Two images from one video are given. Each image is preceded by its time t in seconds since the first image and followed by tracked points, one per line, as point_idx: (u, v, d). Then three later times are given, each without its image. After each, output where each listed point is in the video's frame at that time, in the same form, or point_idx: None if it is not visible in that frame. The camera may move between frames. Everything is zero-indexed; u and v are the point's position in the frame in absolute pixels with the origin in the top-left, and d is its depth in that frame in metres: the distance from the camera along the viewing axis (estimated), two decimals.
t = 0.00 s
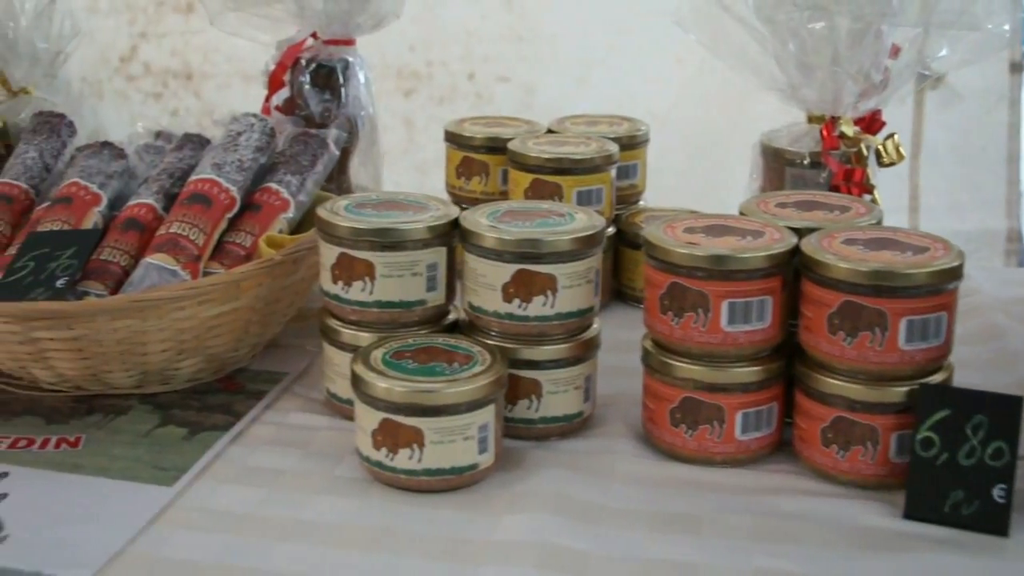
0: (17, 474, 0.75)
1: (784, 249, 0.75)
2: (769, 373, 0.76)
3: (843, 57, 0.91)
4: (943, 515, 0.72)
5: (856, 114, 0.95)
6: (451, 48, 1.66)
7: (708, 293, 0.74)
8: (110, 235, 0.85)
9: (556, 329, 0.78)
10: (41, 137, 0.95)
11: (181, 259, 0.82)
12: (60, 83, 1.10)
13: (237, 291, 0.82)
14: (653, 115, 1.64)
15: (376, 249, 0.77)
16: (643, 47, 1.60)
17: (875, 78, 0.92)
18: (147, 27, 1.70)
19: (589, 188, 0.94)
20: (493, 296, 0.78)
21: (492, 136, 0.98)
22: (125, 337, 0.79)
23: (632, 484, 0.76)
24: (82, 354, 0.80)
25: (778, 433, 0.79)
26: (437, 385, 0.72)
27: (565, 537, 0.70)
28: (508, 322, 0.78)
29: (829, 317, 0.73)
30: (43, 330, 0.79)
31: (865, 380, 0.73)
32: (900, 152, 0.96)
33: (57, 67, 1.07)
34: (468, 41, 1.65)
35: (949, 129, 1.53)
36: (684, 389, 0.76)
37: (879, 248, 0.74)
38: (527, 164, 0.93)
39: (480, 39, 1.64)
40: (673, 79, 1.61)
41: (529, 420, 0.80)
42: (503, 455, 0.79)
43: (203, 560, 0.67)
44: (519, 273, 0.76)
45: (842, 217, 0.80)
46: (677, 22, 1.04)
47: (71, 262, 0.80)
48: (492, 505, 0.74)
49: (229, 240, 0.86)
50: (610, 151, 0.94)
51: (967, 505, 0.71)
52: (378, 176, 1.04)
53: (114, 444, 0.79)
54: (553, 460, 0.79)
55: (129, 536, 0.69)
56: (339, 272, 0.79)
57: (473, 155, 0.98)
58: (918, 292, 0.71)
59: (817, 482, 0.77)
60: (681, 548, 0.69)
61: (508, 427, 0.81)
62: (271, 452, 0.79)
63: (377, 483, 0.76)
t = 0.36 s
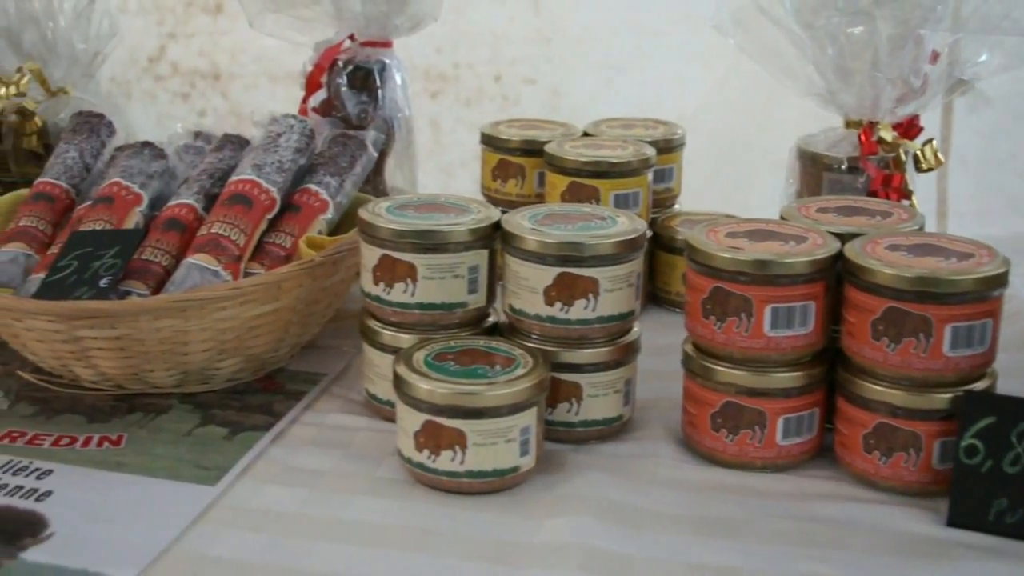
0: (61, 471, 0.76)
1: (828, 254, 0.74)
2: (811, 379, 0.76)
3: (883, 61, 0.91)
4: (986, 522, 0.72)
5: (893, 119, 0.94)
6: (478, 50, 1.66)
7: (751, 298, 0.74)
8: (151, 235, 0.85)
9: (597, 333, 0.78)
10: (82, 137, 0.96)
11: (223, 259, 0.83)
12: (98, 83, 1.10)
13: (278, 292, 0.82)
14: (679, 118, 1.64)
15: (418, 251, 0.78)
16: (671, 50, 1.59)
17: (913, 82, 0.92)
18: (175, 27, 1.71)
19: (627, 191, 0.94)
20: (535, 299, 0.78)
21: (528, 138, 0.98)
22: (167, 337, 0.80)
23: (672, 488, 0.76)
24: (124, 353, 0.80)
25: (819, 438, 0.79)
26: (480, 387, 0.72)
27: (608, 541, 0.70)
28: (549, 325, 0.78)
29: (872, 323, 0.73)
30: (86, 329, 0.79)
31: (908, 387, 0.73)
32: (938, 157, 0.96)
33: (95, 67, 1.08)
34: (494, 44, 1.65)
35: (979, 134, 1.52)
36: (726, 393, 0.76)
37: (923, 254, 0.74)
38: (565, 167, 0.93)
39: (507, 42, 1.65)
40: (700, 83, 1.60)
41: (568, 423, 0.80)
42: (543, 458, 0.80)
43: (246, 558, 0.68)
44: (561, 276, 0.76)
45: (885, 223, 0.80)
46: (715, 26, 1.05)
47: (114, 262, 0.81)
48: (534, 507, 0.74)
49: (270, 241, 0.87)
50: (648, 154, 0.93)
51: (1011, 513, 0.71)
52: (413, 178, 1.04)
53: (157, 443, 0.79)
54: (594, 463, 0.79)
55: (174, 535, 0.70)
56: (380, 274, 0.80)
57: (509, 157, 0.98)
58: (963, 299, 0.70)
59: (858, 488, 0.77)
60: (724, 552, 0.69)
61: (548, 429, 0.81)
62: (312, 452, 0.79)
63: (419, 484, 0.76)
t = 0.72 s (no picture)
0: (101, 472, 0.77)
1: (867, 259, 0.74)
2: (849, 384, 0.76)
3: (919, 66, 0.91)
4: None
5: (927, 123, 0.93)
6: (502, 52, 1.66)
7: (790, 302, 0.74)
8: (188, 236, 0.85)
9: (634, 336, 0.78)
10: (116, 140, 0.96)
11: (260, 261, 0.83)
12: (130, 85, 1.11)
13: (315, 294, 0.82)
14: (703, 120, 1.63)
15: (456, 254, 0.78)
16: (695, 52, 1.59)
17: (947, 86, 0.91)
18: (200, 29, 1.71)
19: (660, 195, 0.93)
20: (572, 302, 0.78)
21: (561, 141, 0.98)
22: (205, 338, 0.80)
23: (710, 492, 0.76)
24: (162, 354, 0.81)
25: (857, 443, 0.79)
26: (518, 390, 0.72)
27: (647, 544, 0.70)
28: (587, 328, 0.78)
29: (912, 328, 0.73)
30: (126, 330, 0.79)
31: (948, 392, 0.73)
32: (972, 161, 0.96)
33: (128, 69, 1.09)
34: (518, 46, 1.66)
35: (1006, 139, 1.51)
36: (764, 397, 0.76)
37: (963, 259, 0.74)
38: (599, 170, 0.93)
39: (530, 44, 1.65)
40: (724, 85, 1.60)
41: (605, 426, 0.80)
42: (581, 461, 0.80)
43: (288, 559, 0.68)
44: (599, 279, 0.77)
45: (923, 228, 0.80)
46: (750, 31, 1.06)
47: (152, 263, 0.81)
48: (573, 510, 0.74)
49: (305, 243, 0.87)
50: (680, 158, 0.93)
51: None
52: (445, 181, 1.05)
53: (195, 444, 0.80)
54: (631, 467, 0.79)
55: (214, 536, 0.70)
56: (418, 276, 0.80)
57: (541, 160, 0.98)
58: (1004, 304, 0.70)
59: (896, 493, 0.77)
60: (764, 556, 0.69)
61: (584, 433, 0.81)
62: (349, 454, 0.79)
63: (456, 487, 0.77)
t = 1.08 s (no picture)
0: (149, 471, 0.77)
1: (915, 263, 0.74)
2: (896, 388, 0.76)
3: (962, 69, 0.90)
4: None
5: (971, 126, 0.93)
6: (532, 54, 1.67)
7: (837, 306, 0.74)
8: (233, 237, 0.86)
9: (679, 339, 0.78)
10: (159, 140, 0.97)
11: (305, 262, 0.83)
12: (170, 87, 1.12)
13: (360, 296, 0.83)
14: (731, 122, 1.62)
15: (501, 256, 0.78)
16: (724, 53, 1.59)
17: (990, 88, 0.91)
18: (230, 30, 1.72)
19: (700, 198, 0.93)
20: (618, 305, 0.78)
21: (600, 144, 0.98)
22: (252, 339, 0.80)
23: (755, 496, 0.76)
24: (209, 354, 0.81)
25: (903, 448, 0.79)
26: (566, 393, 0.72)
27: (695, 548, 0.70)
28: (632, 331, 0.78)
29: (961, 333, 0.73)
30: (173, 330, 0.80)
31: (997, 398, 0.73)
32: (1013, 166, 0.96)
33: (168, 71, 1.10)
34: (548, 48, 1.66)
35: None
36: (810, 401, 0.76)
37: (1012, 263, 0.74)
38: (639, 173, 0.93)
39: (560, 46, 1.65)
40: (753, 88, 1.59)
41: (649, 428, 0.81)
42: (625, 464, 0.80)
43: (338, 558, 0.68)
44: (645, 282, 0.77)
45: (969, 232, 0.80)
46: (793, 33, 1.06)
47: (199, 264, 0.82)
48: (620, 513, 0.74)
49: (349, 245, 0.87)
50: (721, 161, 0.93)
51: None
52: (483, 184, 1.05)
53: (242, 444, 0.80)
54: (675, 469, 0.79)
55: (265, 536, 0.70)
56: (463, 278, 0.80)
57: (580, 163, 0.99)
58: None
59: (943, 498, 0.77)
60: (812, 560, 0.69)
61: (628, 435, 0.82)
62: (395, 455, 0.80)
63: (502, 489, 0.77)
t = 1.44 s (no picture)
0: (203, 475, 0.78)
1: (969, 272, 0.74)
2: (949, 398, 0.75)
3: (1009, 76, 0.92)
4: None
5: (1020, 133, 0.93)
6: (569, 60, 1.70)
7: (890, 315, 0.73)
8: (284, 244, 0.87)
9: (730, 348, 0.78)
10: (209, 147, 0.98)
11: (356, 269, 0.84)
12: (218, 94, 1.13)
13: (410, 302, 0.83)
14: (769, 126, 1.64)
15: (553, 264, 0.78)
16: (763, 59, 1.61)
17: None
18: (269, 37, 1.76)
19: (748, 206, 0.93)
20: (670, 313, 0.78)
21: (646, 151, 0.98)
22: (304, 345, 0.81)
23: (807, 505, 0.76)
24: (261, 359, 0.82)
25: (955, 457, 0.79)
26: (618, 400, 0.72)
27: (748, 556, 0.70)
28: (684, 339, 0.78)
29: (1016, 342, 0.72)
30: (227, 336, 0.81)
31: None
32: None
33: (215, 78, 1.11)
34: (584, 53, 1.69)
35: None
36: (862, 410, 0.76)
37: None
38: (685, 180, 0.93)
39: (596, 52, 1.68)
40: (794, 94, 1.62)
41: (699, 436, 0.81)
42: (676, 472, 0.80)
43: (393, 563, 0.69)
44: (697, 290, 0.77)
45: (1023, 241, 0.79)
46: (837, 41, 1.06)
47: (251, 270, 0.83)
48: (672, 521, 0.74)
49: (399, 251, 0.88)
50: (768, 168, 0.93)
51: None
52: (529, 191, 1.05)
53: (294, 449, 0.81)
54: (725, 478, 0.79)
55: (320, 540, 0.71)
56: (514, 285, 0.80)
57: (627, 170, 0.99)
58: None
59: (996, 509, 0.76)
60: (866, 570, 0.69)
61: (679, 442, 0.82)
62: (445, 461, 0.81)
63: (553, 496, 0.77)
